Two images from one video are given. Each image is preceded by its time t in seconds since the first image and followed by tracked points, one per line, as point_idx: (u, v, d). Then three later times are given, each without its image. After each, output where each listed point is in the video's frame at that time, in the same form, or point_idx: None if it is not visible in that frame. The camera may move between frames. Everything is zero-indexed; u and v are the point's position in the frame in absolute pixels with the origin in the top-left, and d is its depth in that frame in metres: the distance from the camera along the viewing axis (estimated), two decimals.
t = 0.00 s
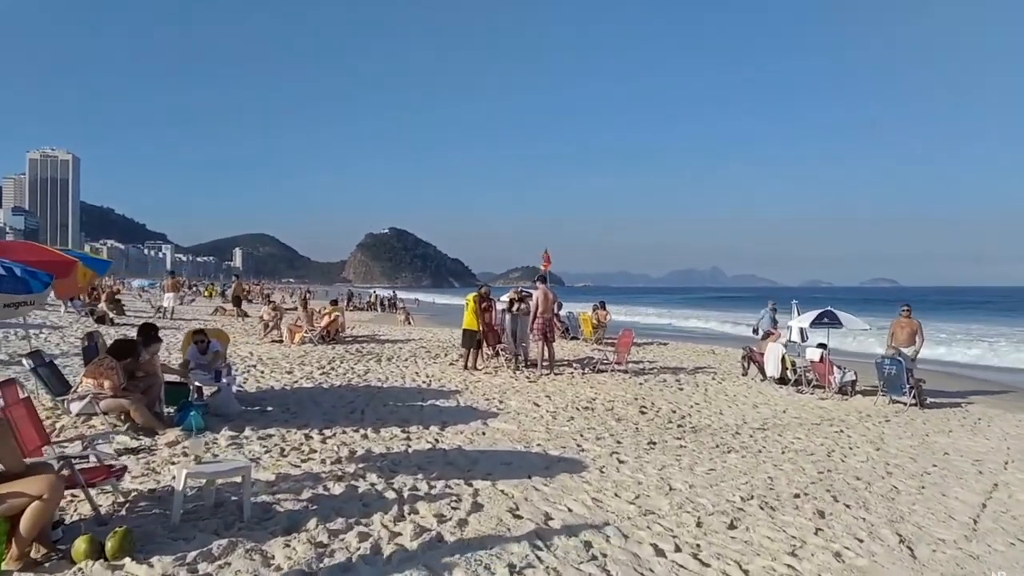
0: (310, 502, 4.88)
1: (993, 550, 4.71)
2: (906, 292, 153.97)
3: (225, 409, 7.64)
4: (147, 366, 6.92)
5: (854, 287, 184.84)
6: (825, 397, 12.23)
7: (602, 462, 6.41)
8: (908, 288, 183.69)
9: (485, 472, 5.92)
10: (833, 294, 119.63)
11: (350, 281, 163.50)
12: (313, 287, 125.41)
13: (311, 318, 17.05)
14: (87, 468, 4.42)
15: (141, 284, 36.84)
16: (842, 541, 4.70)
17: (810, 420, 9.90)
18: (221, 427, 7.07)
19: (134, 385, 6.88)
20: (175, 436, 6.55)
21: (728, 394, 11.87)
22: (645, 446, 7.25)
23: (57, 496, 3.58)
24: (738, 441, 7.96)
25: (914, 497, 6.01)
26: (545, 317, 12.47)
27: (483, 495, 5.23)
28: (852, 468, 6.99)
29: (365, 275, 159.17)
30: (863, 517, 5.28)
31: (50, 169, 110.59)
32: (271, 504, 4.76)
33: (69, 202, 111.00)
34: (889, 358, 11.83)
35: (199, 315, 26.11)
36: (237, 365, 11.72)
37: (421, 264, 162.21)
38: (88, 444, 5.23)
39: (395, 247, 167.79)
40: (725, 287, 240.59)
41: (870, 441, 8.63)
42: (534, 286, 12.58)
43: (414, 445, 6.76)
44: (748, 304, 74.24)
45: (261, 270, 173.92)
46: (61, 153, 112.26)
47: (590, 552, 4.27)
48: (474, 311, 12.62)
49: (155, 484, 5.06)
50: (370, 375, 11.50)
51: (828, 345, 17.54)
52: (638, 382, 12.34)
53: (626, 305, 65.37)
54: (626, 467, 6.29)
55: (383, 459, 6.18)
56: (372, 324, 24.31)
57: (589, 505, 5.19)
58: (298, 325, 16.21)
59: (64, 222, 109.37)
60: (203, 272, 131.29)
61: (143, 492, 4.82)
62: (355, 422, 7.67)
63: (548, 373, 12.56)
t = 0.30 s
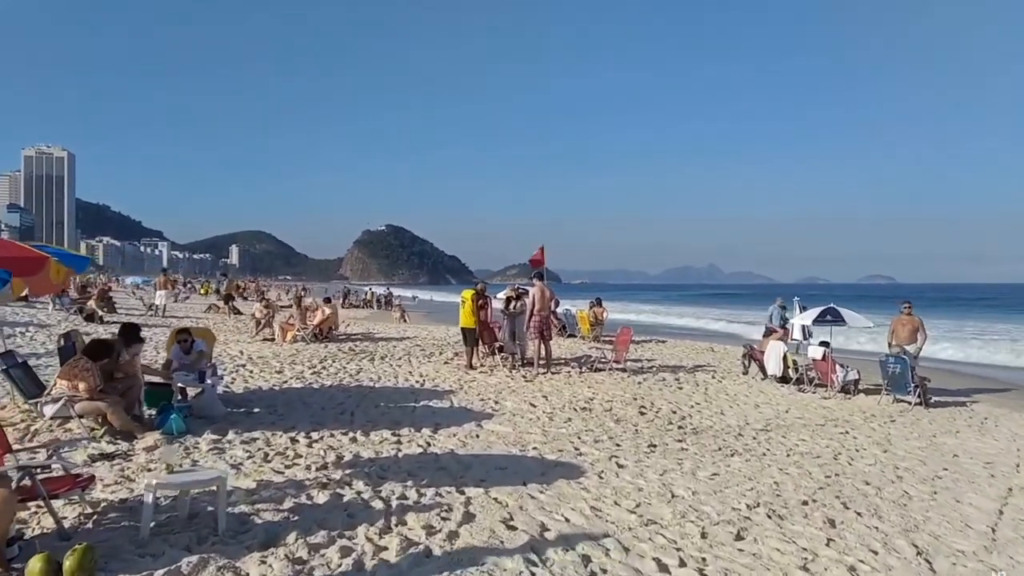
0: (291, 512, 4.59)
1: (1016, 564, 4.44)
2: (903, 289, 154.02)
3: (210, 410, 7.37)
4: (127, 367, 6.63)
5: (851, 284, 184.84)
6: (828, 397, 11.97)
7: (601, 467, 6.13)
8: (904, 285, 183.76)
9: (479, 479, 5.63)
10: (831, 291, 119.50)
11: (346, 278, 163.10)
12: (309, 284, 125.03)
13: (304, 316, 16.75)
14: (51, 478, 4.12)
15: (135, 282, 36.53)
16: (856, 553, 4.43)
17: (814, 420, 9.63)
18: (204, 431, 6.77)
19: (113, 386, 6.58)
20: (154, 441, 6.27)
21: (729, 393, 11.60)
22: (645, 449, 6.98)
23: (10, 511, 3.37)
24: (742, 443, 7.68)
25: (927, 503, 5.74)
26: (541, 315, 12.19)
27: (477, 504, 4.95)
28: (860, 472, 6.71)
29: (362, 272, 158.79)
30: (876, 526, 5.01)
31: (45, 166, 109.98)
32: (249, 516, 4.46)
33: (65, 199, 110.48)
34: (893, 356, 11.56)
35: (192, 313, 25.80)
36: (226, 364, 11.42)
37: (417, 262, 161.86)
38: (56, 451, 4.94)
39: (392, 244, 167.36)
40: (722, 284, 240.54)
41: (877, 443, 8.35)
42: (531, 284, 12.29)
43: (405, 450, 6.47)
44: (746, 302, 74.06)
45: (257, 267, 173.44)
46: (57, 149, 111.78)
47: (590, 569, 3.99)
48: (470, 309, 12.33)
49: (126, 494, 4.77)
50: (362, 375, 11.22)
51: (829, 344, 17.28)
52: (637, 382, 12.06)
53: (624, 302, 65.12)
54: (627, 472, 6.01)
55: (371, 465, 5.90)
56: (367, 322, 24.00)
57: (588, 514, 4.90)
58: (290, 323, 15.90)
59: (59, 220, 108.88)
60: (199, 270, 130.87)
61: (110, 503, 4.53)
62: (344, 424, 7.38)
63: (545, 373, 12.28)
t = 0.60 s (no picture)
0: (267, 525, 4.29)
1: None
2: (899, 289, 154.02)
3: (191, 414, 7.08)
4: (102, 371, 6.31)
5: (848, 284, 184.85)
6: (830, 398, 11.70)
7: (598, 474, 5.84)
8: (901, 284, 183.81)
9: (470, 487, 5.33)
10: (828, 291, 119.40)
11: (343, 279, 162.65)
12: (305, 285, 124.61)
13: (295, 316, 16.44)
14: (6, 489, 3.81)
15: (128, 283, 36.19)
16: (872, 568, 4.15)
17: (818, 423, 9.36)
18: (184, 436, 6.47)
19: (87, 390, 6.28)
20: (130, 447, 5.98)
21: (729, 395, 11.33)
22: (644, 455, 6.69)
23: None
24: (744, 448, 7.40)
25: (942, 512, 5.46)
26: (537, 315, 11.90)
27: (466, 515, 4.66)
28: (869, 478, 6.43)
29: (358, 273, 158.39)
30: (889, 538, 4.72)
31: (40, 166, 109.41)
32: (221, 530, 4.16)
33: (59, 199, 109.96)
34: (896, 356, 11.30)
35: (184, 314, 25.47)
36: (213, 366, 11.12)
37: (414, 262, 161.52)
38: (19, 461, 4.64)
39: (388, 244, 166.96)
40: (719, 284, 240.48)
41: (884, 446, 8.07)
42: (526, 283, 12.00)
43: (393, 456, 6.17)
44: (743, 301, 73.84)
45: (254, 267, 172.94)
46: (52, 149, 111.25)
47: None
48: (464, 310, 12.02)
49: (91, 505, 4.47)
50: (353, 377, 10.91)
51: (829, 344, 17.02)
52: (635, 383, 11.78)
53: (621, 302, 64.89)
54: (625, 480, 5.72)
55: (357, 472, 5.60)
56: (361, 323, 23.70)
57: (584, 526, 4.62)
58: (281, 324, 15.61)
59: (54, 220, 108.35)
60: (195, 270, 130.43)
61: (72, 516, 4.22)
62: (330, 429, 7.08)
63: (541, 374, 12.00)
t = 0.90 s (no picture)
0: (239, 540, 3.97)
1: None
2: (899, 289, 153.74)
3: (170, 417, 6.78)
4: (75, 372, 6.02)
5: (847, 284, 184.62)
6: (835, 400, 11.39)
7: (597, 482, 5.53)
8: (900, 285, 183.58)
9: (462, 497, 5.01)
10: (827, 291, 119.18)
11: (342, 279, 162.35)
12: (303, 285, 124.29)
13: (289, 315, 16.13)
14: None
15: (124, 282, 35.90)
16: None
17: (825, 426, 9.05)
18: (161, 440, 6.16)
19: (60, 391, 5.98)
20: (102, 452, 5.67)
21: (732, 397, 11.02)
22: (646, 461, 6.37)
23: None
24: (750, 453, 7.09)
25: (962, 523, 5.15)
26: (534, 315, 11.59)
27: (455, 529, 4.34)
28: (882, 486, 6.11)
29: (357, 273, 158.07)
30: (909, 552, 4.42)
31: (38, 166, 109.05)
32: (189, 546, 3.84)
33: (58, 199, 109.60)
34: (904, 357, 10.97)
35: (180, 314, 25.17)
36: (201, 367, 10.81)
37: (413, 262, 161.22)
38: None
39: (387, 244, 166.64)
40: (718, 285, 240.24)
41: (894, 451, 7.77)
42: (523, 281, 11.70)
43: (381, 462, 5.85)
44: (743, 302, 73.58)
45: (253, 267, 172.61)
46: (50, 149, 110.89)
47: None
48: (458, 309, 11.72)
49: (53, 517, 4.15)
50: (345, 378, 10.60)
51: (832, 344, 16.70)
52: (635, 384, 11.47)
53: (621, 302, 64.61)
54: (626, 489, 5.40)
55: (341, 481, 5.28)
56: (357, 323, 23.40)
57: (582, 540, 4.30)
58: (274, 324, 15.30)
59: (52, 220, 108.00)
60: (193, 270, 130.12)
61: (29, 530, 3.90)
62: (316, 433, 6.77)
63: (539, 375, 11.69)
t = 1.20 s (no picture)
0: (207, 560, 3.68)
1: None
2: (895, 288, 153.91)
3: (146, 423, 6.49)
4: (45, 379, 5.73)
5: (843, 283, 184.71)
6: (837, 401, 11.14)
7: (594, 492, 5.25)
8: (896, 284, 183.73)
9: (451, 509, 4.73)
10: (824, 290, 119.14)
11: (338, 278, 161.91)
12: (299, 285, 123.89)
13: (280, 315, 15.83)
14: None
15: (116, 281, 35.56)
16: None
17: (828, 429, 8.79)
18: (136, 448, 5.87)
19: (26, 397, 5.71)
20: (73, 461, 5.38)
21: (731, 398, 10.77)
22: (644, 468, 6.10)
23: None
24: (752, 459, 6.82)
25: (977, 535, 4.89)
26: (529, 315, 11.31)
27: (442, 546, 4.06)
28: (891, 494, 5.85)
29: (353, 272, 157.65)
30: (924, 568, 4.15)
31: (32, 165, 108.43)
32: (151, 567, 3.55)
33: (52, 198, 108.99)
34: (908, 357, 10.71)
35: (172, 314, 24.85)
36: (187, 369, 10.51)
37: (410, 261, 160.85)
38: None
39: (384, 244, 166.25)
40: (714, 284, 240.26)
41: (900, 456, 7.51)
42: (518, 280, 11.43)
43: (366, 471, 5.57)
44: (740, 301, 73.45)
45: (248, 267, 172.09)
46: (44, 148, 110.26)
47: None
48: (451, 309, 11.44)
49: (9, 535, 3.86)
50: (335, 380, 10.32)
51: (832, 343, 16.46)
52: (633, 386, 11.21)
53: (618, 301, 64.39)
54: (624, 499, 5.12)
55: (323, 491, 5.00)
56: (350, 322, 23.10)
57: (578, 557, 4.02)
58: (264, 324, 15.01)
59: (47, 220, 107.38)
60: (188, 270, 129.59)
61: None
62: (301, 439, 6.48)
63: (534, 376, 11.42)
